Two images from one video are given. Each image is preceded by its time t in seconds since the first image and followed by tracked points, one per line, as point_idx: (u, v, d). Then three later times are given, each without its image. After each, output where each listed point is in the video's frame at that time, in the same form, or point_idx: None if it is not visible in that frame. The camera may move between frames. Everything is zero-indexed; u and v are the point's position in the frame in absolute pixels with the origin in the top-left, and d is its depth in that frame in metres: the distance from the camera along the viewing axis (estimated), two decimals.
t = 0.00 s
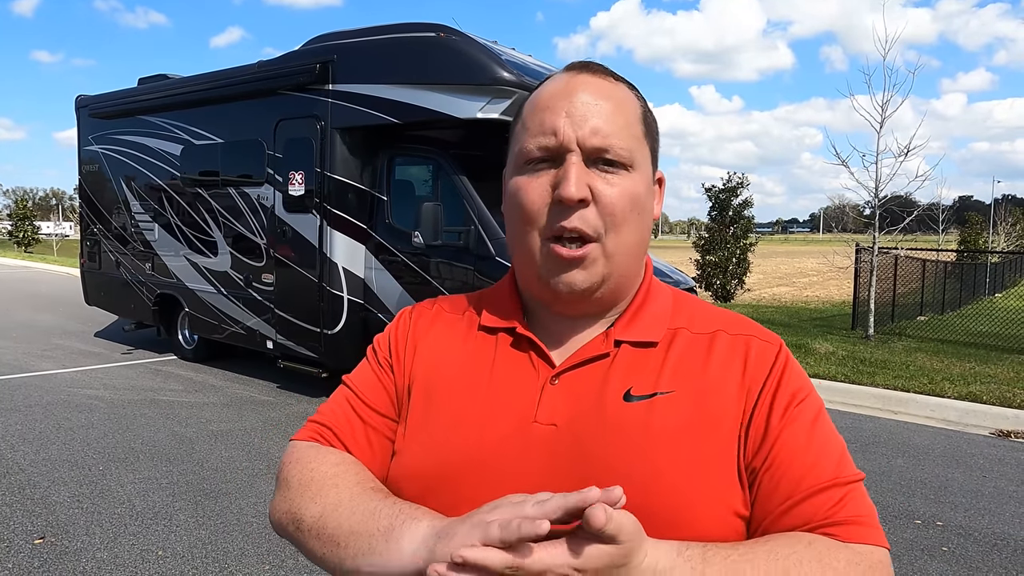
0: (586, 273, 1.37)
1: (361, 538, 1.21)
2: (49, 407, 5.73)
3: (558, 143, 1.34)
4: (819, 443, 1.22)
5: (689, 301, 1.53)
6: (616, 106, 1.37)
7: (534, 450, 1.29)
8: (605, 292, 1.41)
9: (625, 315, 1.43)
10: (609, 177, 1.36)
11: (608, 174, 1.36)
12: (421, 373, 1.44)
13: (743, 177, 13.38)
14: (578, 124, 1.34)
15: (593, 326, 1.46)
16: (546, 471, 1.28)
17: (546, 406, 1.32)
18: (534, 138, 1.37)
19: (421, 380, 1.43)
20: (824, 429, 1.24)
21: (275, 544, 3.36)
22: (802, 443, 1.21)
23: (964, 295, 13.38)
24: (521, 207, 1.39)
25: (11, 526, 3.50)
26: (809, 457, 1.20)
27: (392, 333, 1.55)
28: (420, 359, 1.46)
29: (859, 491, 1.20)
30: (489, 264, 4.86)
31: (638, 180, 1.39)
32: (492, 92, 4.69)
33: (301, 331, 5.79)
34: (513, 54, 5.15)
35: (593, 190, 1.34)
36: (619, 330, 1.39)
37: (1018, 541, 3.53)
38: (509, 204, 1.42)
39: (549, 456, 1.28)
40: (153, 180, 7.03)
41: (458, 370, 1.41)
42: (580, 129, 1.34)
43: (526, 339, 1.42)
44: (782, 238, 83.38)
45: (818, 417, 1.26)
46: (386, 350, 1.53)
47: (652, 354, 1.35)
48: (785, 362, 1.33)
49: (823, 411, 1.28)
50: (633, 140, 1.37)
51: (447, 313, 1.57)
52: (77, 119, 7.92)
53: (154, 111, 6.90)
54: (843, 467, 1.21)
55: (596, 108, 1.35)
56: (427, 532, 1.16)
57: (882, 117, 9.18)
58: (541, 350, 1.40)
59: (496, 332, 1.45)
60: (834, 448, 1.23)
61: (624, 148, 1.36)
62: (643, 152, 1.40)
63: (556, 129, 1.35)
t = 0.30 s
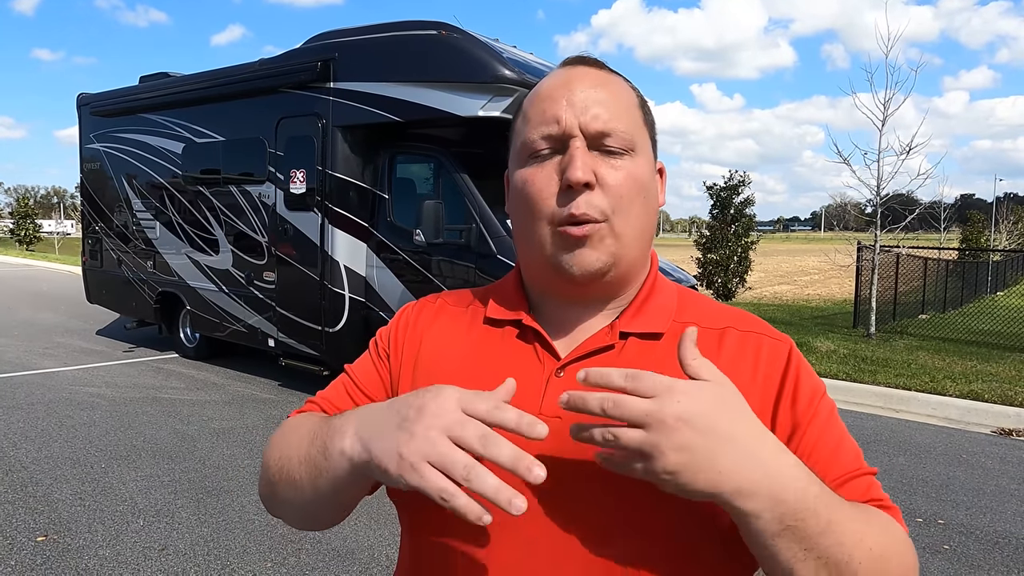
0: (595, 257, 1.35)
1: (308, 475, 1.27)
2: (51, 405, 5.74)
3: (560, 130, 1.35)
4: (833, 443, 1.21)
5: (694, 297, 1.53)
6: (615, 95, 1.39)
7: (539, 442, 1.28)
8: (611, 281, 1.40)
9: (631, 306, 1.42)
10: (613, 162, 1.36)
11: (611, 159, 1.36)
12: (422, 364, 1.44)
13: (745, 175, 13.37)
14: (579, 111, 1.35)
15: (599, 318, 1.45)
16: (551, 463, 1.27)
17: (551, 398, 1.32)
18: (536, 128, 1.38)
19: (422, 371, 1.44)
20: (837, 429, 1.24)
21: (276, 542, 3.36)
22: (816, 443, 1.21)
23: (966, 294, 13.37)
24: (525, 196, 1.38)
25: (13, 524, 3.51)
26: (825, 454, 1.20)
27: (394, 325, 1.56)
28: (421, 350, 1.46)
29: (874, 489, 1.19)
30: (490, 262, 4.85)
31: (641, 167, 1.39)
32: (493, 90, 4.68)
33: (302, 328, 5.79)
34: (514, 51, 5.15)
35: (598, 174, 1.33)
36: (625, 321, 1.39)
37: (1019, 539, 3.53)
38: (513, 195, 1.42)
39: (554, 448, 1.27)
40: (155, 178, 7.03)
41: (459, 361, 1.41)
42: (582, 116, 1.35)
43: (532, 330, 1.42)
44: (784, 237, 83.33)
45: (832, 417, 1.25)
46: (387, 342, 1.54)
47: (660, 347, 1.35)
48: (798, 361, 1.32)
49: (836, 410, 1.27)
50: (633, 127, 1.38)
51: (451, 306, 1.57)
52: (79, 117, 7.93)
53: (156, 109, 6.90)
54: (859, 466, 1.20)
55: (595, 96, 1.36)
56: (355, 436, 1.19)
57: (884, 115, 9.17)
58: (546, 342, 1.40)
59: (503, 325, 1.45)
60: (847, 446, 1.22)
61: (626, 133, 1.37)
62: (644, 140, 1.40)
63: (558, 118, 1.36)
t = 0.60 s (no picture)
0: (591, 257, 1.35)
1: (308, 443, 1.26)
2: (53, 403, 5.74)
3: (558, 128, 1.35)
4: (832, 440, 1.21)
5: (696, 296, 1.52)
6: (614, 92, 1.38)
7: (545, 442, 1.25)
8: (611, 280, 1.39)
9: (631, 306, 1.42)
10: (611, 160, 1.35)
11: (609, 157, 1.35)
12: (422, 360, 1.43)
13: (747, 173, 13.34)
14: (577, 109, 1.34)
15: (599, 317, 1.44)
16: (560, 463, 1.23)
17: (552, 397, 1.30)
18: (534, 126, 1.37)
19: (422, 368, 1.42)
20: (837, 429, 1.23)
21: (277, 540, 3.36)
22: (815, 439, 1.20)
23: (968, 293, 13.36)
24: (523, 195, 1.38)
25: (15, 522, 3.51)
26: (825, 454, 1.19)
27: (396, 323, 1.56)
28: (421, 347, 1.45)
29: (874, 490, 1.19)
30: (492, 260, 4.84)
31: (640, 164, 1.38)
32: (495, 88, 4.68)
33: (304, 327, 5.79)
34: (515, 49, 5.14)
35: (595, 173, 1.33)
36: (625, 320, 1.38)
37: (1022, 538, 3.52)
38: (511, 193, 1.41)
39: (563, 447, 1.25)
40: (156, 177, 7.03)
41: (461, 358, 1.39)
42: (580, 113, 1.34)
43: (531, 330, 1.42)
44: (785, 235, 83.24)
45: (833, 417, 1.25)
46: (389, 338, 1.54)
47: (661, 345, 1.35)
48: (799, 360, 1.31)
49: (837, 411, 1.27)
50: (632, 124, 1.37)
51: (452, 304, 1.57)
52: (80, 116, 7.93)
53: (157, 107, 6.90)
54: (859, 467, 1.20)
55: (594, 93, 1.36)
56: (365, 368, 1.20)
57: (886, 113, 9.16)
58: (546, 341, 1.40)
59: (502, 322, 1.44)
60: (847, 445, 1.22)
61: (625, 131, 1.36)
62: (644, 137, 1.40)
63: (555, 115, 1.35)
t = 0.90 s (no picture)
0: (592, 257, 1.34)
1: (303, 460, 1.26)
2: (56, 401, 5.75)
3: (563, 129, 1.34)
4: (835, 441, 1.20)
5: (698, 293, 1.52)
6: (621, 93, 1.37)
7: (548, 440, 1.25)
8: (611, 284, 1.39)
9: (632, 307, 1.42)
10: (615, 163, 1.35)
11: (614, 159, 1.35)
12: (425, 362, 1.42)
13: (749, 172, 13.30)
14: (583, 109, 1.34)
15: (599, 317, 1.44)
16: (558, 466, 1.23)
17: (551, 402, 1.30)
18: (539, 125, 1.37)
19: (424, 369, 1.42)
20: (840, 426, 1.23)
21: (280, 538, 3.37)
22: (819, 440, 1.20)
23: (970, 292, 13.33)
24: (524, 194, 1.37)
25: (18, 519, 3.52)
26: (827, 454, 1.19)
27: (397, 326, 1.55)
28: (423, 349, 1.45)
29: (877, 488, 1.18)
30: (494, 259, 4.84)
31: (645, 166, 1.38)
32: (497, 87, 4.68)
33: (306, 325, 5.79)
34: (517, 48, 5.14)
35: (598, 175, 1.32)
36: (626, 322, 1.38)
37: None
38: (513, 192, 1.41)
39: (561, 448, 1.25)
40: (159, 175, 7.04)
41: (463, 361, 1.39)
42: (586, 114, 1.34)
43: (531, 332, 1.40)
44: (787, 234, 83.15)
45: (836, 414, 1.25)
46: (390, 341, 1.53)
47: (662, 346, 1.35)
48: (801, 359, 1.30)
49: (840, 407, 1.26)
50: (638, 125, 1.37)
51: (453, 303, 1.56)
52: (83, 114, 7.94)
53: (160, 106, 6.91)
54: (862, 465, 1.19)
55: (601, 94, 1.35)
56: (344, 409, 1.18)
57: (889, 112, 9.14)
58: (546, 343, 1.39)
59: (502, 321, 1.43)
60: (850, 445, 1.21)
61: (630, 133, 1.35)
62: (649, 139, 1.39)
63: (561, 115, 1.35)
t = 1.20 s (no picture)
0: (596, 271, 1.35)
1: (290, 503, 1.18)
2: (59, 400, 5.76)
3: (566, 141, 1.33)
4: (833, 442, 1.21)
5: (699, 294, 1.53)
6: (628, 100, 1.35)
7: (548, 440, 1.25)
8: (612, 292, 1.40)
9: (634, 310, 1.43)
10: (619, 176, 1.34)
11: (618, 173, 1.35)
12: (420, 365, 1.41)
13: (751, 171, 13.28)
14: (587, 121, 1.32)
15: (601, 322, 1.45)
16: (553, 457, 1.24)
17: (552, 400, 1.29)
18: (541, 136, 1.35)
19: (419, 373, 1.40)
20: (838, 427, 1.23)
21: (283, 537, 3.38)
22: (816, 442, 1.20)
23: (973, 291, 13.32)
24: (527, 207, 1.37)
25: (22, 518, 3.53)
26: (825, 454, 1.19)
27: (390, 328, 1.53)
28: (418, 353, 1.43)
29: (877, 490, 1.18)
30: (495, 258, 4.84)
31: (649, 177, 1.37)
32: (499, 86, 4.68)
33: (308, 324, 5.81)
34: (519, 47, 5.14)
35: (602, 191, 1.32)
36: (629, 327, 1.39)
37: None
38: (514, 202, 1.40)
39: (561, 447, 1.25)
40: (161, 175, 7.05)
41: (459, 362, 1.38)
42: (590, 126, 1.32)
43: (531, 335, 1.39)
44: (789, 234, 83.07)
45: (834, 415, 1.25)
46: (383, 345, 1.51)
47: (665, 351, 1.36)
48: (801, 359, 1.31)
49: (839, 408, 1.27)
50: (643, 135, 1.35)
51: (449, 305, 1.55)
52: (86, 114, 7.95)
53: (162, 106, 6.92)
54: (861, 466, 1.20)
55: (606, 104, 1.33)
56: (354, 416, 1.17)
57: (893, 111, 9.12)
58: (547, 346, 1.37)
59: (501, 326, 1.42)
60: (849, 446, 1.22)
61: (636, 146, 1.34)
62: (654, 148, 1.38)
63: (564, 127, 1.33)
